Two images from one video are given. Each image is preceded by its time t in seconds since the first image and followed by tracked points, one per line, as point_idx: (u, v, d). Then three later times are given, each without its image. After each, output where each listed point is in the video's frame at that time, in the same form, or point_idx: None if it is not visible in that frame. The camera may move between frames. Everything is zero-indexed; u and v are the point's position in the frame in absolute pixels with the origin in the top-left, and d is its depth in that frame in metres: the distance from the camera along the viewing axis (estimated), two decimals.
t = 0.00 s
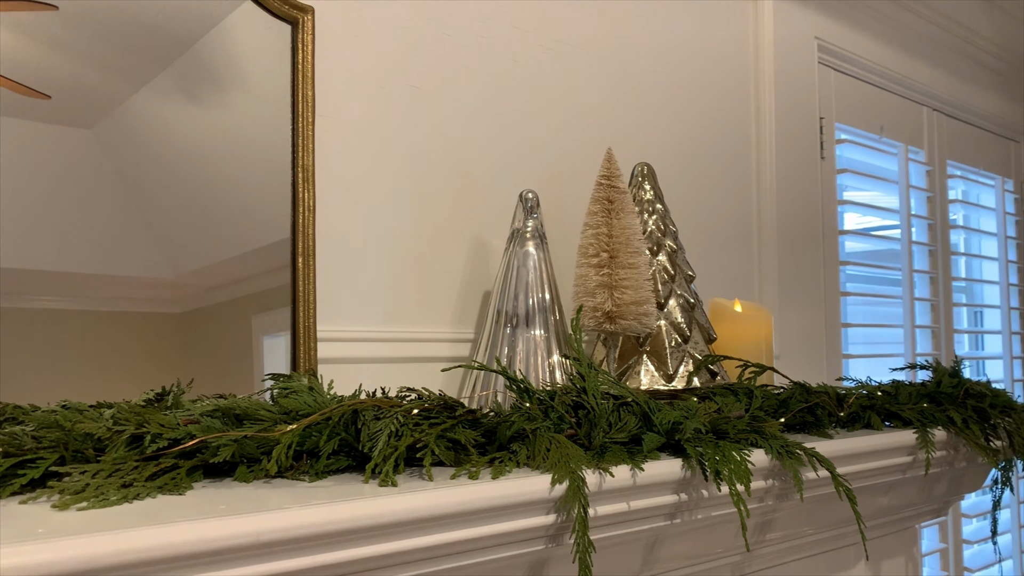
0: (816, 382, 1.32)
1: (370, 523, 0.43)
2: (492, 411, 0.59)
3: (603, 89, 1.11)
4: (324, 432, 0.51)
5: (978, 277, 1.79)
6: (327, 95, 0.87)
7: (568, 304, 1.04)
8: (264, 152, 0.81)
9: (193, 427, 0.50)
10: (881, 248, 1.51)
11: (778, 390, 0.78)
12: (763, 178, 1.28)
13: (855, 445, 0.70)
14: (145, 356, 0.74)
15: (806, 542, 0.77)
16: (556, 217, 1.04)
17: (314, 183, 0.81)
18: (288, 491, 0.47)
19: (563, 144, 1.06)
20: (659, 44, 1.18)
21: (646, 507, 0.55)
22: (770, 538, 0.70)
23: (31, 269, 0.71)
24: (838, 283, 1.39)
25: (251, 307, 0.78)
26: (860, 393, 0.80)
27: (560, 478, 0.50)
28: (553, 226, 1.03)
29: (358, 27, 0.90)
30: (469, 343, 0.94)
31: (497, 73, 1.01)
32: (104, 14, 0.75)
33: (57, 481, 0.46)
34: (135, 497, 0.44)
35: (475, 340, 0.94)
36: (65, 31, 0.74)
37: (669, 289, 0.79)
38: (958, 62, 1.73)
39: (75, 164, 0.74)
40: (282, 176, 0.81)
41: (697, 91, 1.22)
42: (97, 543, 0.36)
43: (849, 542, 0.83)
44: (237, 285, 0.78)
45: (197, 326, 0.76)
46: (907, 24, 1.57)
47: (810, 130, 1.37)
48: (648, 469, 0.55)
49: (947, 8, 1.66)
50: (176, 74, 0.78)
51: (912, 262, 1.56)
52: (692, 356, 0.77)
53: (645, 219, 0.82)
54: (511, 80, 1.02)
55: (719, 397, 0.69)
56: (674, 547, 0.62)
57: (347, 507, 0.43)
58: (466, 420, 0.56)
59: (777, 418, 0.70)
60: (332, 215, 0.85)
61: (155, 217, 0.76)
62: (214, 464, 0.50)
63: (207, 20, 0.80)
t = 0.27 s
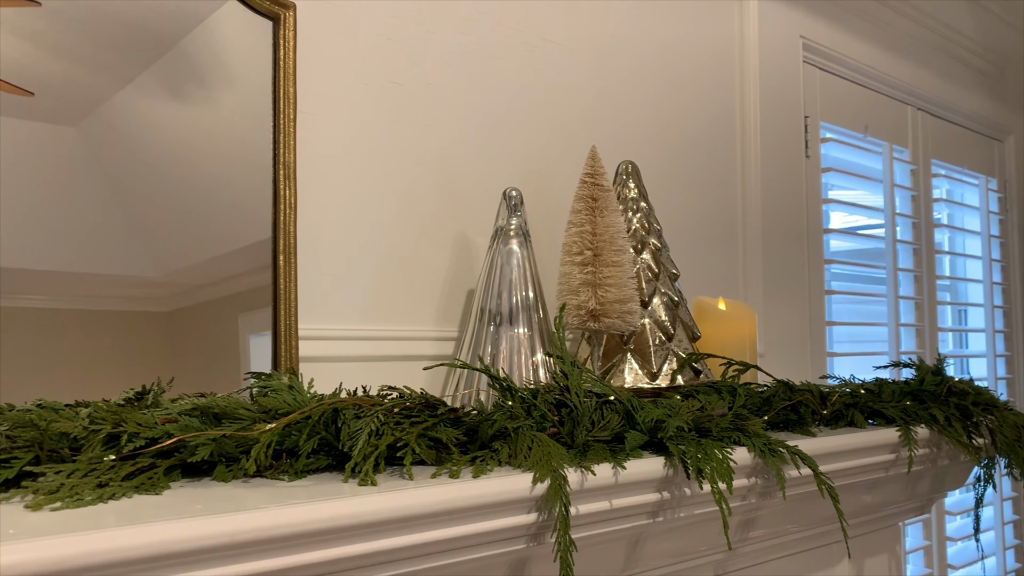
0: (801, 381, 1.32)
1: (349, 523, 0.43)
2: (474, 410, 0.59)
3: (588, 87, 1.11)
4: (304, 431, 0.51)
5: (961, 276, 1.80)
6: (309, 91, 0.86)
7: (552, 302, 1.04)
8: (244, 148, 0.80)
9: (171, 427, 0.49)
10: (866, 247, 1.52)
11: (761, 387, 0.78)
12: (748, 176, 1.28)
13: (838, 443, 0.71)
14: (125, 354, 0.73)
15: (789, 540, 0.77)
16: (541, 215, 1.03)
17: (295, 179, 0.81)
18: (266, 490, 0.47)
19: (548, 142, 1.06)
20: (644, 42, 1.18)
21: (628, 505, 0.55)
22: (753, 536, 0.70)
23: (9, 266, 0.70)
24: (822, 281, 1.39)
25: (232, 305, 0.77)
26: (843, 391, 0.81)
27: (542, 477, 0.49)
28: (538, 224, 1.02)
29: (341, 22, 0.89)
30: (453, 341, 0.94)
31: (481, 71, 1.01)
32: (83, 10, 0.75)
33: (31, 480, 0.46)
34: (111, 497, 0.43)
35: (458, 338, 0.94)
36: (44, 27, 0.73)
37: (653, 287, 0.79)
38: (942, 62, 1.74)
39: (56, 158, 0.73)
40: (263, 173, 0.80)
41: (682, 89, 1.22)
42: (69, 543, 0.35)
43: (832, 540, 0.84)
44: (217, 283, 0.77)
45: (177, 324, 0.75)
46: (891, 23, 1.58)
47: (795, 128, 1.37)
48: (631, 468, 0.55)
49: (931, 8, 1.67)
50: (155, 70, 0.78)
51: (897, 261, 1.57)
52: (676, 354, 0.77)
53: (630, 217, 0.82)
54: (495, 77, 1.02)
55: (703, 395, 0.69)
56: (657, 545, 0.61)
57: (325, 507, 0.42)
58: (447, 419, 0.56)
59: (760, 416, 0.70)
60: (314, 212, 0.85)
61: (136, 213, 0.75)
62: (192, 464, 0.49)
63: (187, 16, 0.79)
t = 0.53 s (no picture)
0: (788, 379, 1.32)
1: (329, 523, 0.42)
2: (458, 408, 0.58)
3: (575, 84, 1.11)
4: (285, 431, 0.50)
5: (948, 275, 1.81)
6: (292, 87, 0.85)
7: (539, 301, 1.04)
8: (227, 145, 0.79)
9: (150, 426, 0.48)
10: (854, 246, 1.52)
11: (747, 386, 0.78)
12: (735, 175, 1.28)
13: (824, 442, 0.70)
14: (106, 353, 0.72)
15: (774, 539, 0.77)
16: (527, 214, 1.03)
17: (278, 176, 0.80)
18: (245, 490, 0.46)
19: (534, 140, 1.06)
20: (631, 40, 1.18)
21: (612, 504, 0.55)
22: (738, 535, 0.70)
23: None
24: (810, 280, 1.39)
25: (215, 303, 0.76)
26: (829, 389, 0.81)
27: (525, 476, 0.49)
28: (524, 222, 1.02)
29: (326, 18, 0.88)
30: (438, 340, 0.93)
31: (467, 68, 1.00)
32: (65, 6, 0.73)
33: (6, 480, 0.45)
34: (86, 497, 0.43)
35: (443, 337, 0.94)
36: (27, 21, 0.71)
37: (640, 285, 0.79)
38: (929, 61, 1.74)
39: (37, 151, 0.71)
40: (247, 169, 0.79)
41: (669, 87, 1.22)
42: (40, 544, 0.34)
43: (817, 538, 0.84)
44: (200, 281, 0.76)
45: (159, 323, 0.75)
46: (878, 22, 1.58)
47: (783, 127, 1.37)
48: (616, 466, 0.54)
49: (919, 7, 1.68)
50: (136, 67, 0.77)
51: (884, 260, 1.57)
52: (662, 352, 0.77)
53: (617, 215, 0.82)
54: (482, 74, 1.01)
55: (689, 393, 0.68)
56: (641, 545, 0.61)
57: (305, 507, 0.42)
58: (431, 417, 0.56)
59: (746, 414, 0.70)
60: (298, 210, 0.84)
61: (118, 209, 0.74)
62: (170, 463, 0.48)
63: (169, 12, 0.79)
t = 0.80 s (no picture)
0: (777, 378, 1.32)
1: (306, 524, 0.42)
2: (441, 408, 0.58)
3: (563, 82, 1.10)
4: (263, 430, 0.50)
5: (938, 274, 1.81)
6: (276, 84, 0.85)
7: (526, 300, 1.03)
8: (210, 142, 0.78)
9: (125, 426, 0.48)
10: (843, 245, 1.52)
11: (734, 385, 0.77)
12: (724, 173, 1.28)
13: (811, 441, 0.70)
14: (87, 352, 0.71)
15: (761, 539, 0.76)
16: (514, 212, 1.02)
17: (260, 173, 0.79)
18: (221, 491, 0.45)
19: (521, 138, 1.05)
20: (620, 38, 1.17)
21: (596, 505, 0.54)
22: (724, 535, 0.70)
23: None
24: (799, 279, 1.39)
25: (197, 302, 0.75)
26: (817, 388, 0.80)
27: (506, 476, 0.48)
28: (511, 221, 1.02)
29: (310, 14, 0.88)
30: (423, 339, 0.93)
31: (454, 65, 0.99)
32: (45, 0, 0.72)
33: None
34: (59, 498, 0.42)
35: (429, 336, 0.93)
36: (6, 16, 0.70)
37: (627, 284, 0.78)
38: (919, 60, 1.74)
39: (15, 144, 0.70)
40: (229, 167, 0.78)
41: (658, 85, 1.21)
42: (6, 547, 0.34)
43: (804, 537, 0.83)
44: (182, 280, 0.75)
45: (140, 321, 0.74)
46: (868, 21, 1.58)
47: (772, 125, 1.37)
48: (599, 466, 0.54)
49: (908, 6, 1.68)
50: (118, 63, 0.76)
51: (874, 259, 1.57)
52: (649, 351, 0.76)
53: (603, 213, 0.81)
54: (469, 71, 1.01)
55: (675, 392, 0.68)
56: (625, 545, 0.61)
57: (281, 507, 0.41)
58: (413, 417, 0.55)
59: (733, 413, 0.70)
60: (282, 208, 0.83)
61: (100, 206, 0.73)
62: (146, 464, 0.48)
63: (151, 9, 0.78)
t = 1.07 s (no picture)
0: (767, 378, 1.31)
1: (272, 526, 0.41)
2: (416, 408, 0.57)
3: (550, 80, 1.09)
4: (233, 431, 0.49)
5: (930, 273, 1.80)
6: (256, 81, 0.84)
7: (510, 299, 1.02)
8: (188, 138, 0.76)
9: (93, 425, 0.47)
10: (835, 244, 1.51)
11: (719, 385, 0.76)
12: (713, 171, 1.27)
13: (794, 441, 0.69)
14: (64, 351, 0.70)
15: (744, 540, 0.76)
16: (499, 210, 1.02)
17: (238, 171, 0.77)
18: (188, 492, 0.44)
19: (508, 135, 1.04)
20: (608, 36, 1.17)
21: (573, 505, 0.54)
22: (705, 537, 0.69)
23: None
24: (789, 278, 1.38)
25: (176, 300, 0.74)
26: (803, 388, 0.80)
27: (480, 477, 0.48)
28: (495, 220, 1.01)
29: (291, 10, 0.87)
30: (406, 338, 0.92)
31: (439, 62, 0.98)
32: None
33: None
34: (21, 497, 0.41)
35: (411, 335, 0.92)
36: None
37: (611, 283, 0.77)
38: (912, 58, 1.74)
39: None
40: (206, 164, 0.76)
41: (646, 83, 1.21)
42: None
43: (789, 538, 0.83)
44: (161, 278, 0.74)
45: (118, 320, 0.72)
46: (860, 19, 1.58)
47: (762, 124, 1.36)
48: (576, 467, 0.53)
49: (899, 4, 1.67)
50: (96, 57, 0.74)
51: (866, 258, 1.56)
52: (633, 350, 0.75)
53: (588, 211, 0.81)
54: (454, 69, 1.00)
55: (657, 392, 0.67)
56: (603, 546, 0.60)
57: (246, 508, 0.40)
58: (387, 417, 0.54)
59: (717, 413, 0.69)
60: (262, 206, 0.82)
61: (76, 203, 0.72)
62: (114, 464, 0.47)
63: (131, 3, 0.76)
